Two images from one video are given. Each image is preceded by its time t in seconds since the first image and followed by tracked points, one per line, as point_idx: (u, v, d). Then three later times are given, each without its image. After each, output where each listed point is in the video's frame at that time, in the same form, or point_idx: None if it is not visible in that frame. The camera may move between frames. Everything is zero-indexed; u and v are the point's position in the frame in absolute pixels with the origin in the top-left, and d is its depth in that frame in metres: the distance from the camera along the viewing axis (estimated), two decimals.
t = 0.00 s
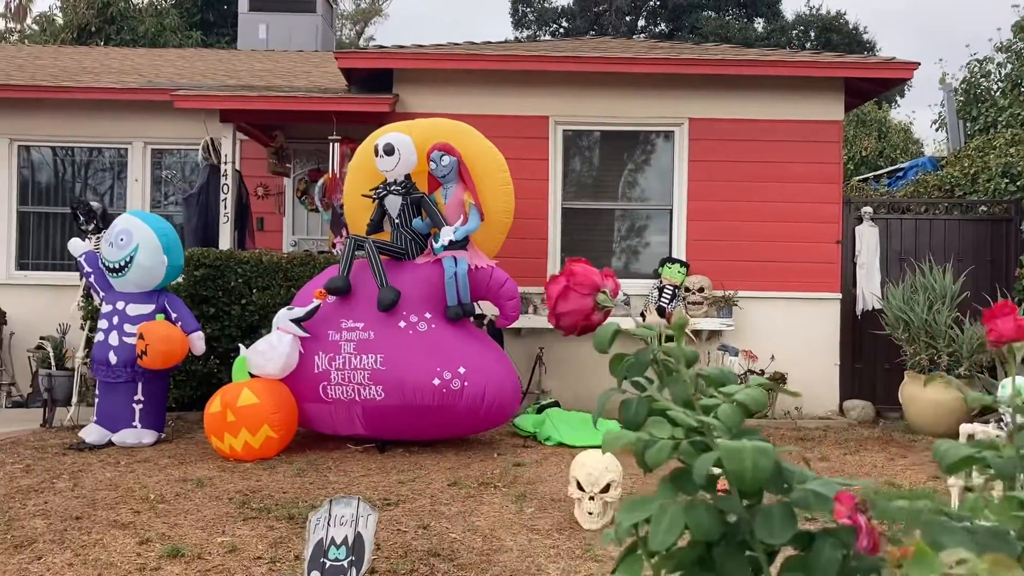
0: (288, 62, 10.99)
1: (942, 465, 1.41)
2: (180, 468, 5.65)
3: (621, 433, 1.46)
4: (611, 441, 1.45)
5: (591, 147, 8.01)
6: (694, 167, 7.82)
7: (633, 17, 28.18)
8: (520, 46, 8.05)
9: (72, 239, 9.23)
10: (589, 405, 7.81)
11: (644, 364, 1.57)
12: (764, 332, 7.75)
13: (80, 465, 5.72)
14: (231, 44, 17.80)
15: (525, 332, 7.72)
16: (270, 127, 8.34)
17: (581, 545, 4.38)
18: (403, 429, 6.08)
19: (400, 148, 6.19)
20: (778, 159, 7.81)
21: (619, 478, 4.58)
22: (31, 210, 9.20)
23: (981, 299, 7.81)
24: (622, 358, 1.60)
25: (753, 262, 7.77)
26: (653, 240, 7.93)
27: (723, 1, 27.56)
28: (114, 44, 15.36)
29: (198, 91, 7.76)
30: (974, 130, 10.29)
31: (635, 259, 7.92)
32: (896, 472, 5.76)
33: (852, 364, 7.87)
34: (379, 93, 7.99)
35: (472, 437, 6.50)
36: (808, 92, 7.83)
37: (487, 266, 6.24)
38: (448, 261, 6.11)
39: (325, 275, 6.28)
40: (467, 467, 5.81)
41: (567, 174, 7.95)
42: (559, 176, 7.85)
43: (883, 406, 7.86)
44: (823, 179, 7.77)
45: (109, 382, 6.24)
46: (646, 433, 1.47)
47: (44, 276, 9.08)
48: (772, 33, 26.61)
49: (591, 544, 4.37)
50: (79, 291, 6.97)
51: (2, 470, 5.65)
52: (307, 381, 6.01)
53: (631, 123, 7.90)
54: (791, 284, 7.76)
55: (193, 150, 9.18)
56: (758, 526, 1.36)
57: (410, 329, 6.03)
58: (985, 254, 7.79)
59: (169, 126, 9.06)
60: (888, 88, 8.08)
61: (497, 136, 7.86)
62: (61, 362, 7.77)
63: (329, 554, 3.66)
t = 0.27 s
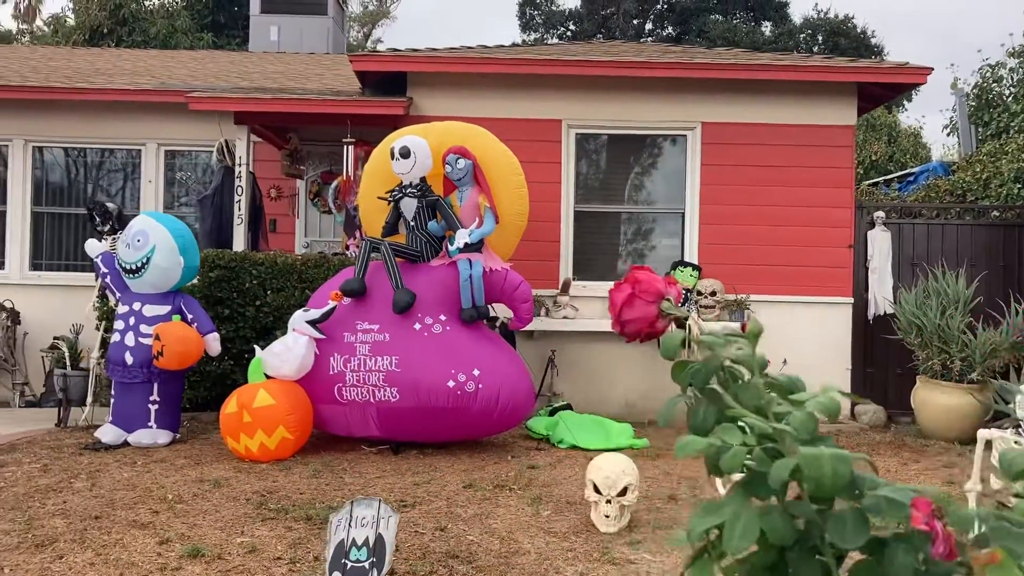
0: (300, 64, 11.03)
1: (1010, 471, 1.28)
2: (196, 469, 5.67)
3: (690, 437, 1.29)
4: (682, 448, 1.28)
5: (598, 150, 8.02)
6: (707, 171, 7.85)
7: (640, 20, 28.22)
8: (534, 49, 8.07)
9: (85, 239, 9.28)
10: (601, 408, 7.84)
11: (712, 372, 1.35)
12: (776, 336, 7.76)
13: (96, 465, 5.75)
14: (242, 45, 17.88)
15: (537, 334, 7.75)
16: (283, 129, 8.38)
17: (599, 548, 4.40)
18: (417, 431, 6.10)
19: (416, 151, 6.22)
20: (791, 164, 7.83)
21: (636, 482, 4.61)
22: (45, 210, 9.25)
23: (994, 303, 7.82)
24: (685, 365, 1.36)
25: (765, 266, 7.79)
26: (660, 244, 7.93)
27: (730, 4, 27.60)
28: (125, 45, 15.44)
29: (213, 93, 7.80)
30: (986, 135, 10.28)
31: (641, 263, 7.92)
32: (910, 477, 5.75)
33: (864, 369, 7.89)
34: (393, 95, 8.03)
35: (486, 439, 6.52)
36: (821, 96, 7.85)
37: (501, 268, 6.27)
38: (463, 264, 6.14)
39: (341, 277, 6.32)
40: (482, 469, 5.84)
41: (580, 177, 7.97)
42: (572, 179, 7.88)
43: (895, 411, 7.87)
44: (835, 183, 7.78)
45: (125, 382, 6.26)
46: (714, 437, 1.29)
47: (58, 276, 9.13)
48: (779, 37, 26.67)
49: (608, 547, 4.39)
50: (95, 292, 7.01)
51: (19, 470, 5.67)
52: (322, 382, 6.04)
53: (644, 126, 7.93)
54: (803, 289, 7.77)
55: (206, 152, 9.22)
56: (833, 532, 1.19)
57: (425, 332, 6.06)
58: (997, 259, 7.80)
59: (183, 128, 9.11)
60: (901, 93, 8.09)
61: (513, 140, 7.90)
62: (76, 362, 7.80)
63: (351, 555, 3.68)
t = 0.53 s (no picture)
0: (315, 66, 11.09)
1: None
2: (219, 467, 5.73)
3: (794, 434, 1.59)
4: (788, 443, 1.57)
5: (610, 153, 8.07)
6: (723, 174, 7.89)
7: (648, 22, 28.24)
8: (552, 52, 8.12)
9: (102, 239, 9.35)
10: (616, 409, 7.88)
11: (804, 373, 1.69)
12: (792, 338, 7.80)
13: (120, 463, 5.81)
14: (254, 46, 17.96)
15: (553, 335, 7.78)
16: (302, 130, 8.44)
17: (623, 547, 4.43)
18: (437, 431, 6.15)
19: (437, 153, 6.27)
20: (807, 167, 7.87)
21: (659, 482, 4.63)
22: (63, 210, 9.32)
23: (1011, 308, 7.85)
24: (779, 366, 1.70)
25: (780, 269, 7.82)
26: (668, 247, 7.97)
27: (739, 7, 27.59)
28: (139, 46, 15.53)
29: (233, 94, 7.86)
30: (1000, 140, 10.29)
31: (648, 265, 7.99)
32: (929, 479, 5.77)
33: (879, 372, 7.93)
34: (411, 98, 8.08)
35: (504, 439, 6.57)
36: (838, 100, 7.88)
37: (521, 269, 6.30)
38: (484, 265, 6.19)
39: (362, 278, 6.39)
40: (502, 469, 5.88)
41: (597, 180, 8.02)
42: (588, 181, 7.93)
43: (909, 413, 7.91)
44: (851, 187, 7.82)
45: (147, 381, 6.32)
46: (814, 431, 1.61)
47: (75, 275, 9.19)
48: (787, 40, 26.68)
49: (632, 547, 4.42)
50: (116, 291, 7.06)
51: (45, 467, 5.73)
52: (344, 382, 6.11)
53: (660, 129, 7.97)
54: (819, 292, 7.80)
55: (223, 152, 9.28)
56: (933, 523, 1.52)
57: (445, 332, 6.11)
58: (1013, 263, 7.83)
59: (200, 128, 9.17)
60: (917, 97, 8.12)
61: (531, 142, 7.95)
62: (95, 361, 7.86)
63: (382, 552, 3.72)
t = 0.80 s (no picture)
0: (331, 67, 11.15)
1: None
2: (242, 465, 5.78)
3: (884, 433, 1.55)
4: (879, 443, 1.53)
5: (626, 155, 8.11)
6: (739, 176, 7.93)
7: (656, 24, 28.27)
8: (569, 54, 8.16)
9: (120, 238, 9.42)
10: (632, 410, 7.92)
11: (889, 372, 1.64)
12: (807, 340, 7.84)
13: (144, 460, 5.86)
14: (267, 46, 18.03)
15: (570, 337, 7.82)
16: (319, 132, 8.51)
17: (647, 546, 4.47)
18: (457, 430, 6.20)
19: (457, 155, 6.31)
20: (823, 170, 7.90)
21: (682, 482, 4.66)
22: (81, 210, 9.40)
23: None
24: (863, 368, 1.65)
25: (796, 271, 7.86)
26: (675, 249, 8.01)
27: (747, 9, 27.64)
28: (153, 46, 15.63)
29: (253, 95, 7.92)
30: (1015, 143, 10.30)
31: (653, 267, 8.04)
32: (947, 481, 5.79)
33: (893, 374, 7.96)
34: (429, 99, 8.13)
35: (522, 439, 6.61)
36: (854, 104, 7.91)
37: (540, 271, 6.34)
38: (502, 266, 6.21)
39: (384, 278, 6.45)
40: (521, 469, 5.92)
41: (613, 182, 8.06)
42: (605, 183, 7.97)
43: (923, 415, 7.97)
44: (867, 190, 7.85)
45: (169, 379, 6.38)
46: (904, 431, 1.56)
47: (93, 274, 9.26)
48: (796, 43, 26.70)
49: (657, 546, 4.46)
50: (137, 291, 7.12)
51: (70, 463, 5.79)
52: (365, 381, 6.17)
53: (677, 132, 8.01)
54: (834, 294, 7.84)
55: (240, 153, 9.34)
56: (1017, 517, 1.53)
57: (465, 333, 6.15)
58: None
59: (217, 129, 9.23)
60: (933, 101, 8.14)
61: (548, 143, 8.00)
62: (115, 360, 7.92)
63: (412, 550, 3.76)
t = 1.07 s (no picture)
0: (342, 66, 11.19)
1: None
2: (262, 462, 5.82)
3: (956, 430, 1.61)
4: (954, 438, 1.59)
5: (639, 155, 8.14)
6: (753, 177, 7.96)
7: (663, 23, 28.26)
8: (583, 55, 8.19)
9: (134, 236, 9.46)
10: (645, 409, 7.95)
11: (957, 372, 1.76)
12: (820, 340, 7.86)
13: (164, 456, 5.90)
14: (277, 44, 18.06)
15: (584, 336, 7.85)
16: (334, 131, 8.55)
17: (667, 545, 4.50)
18: (473, 428, 6.23)
19: (475, 155, 6.35)
20: (836, 171, 7.92)
21: (701, 481, 4.69)
22: (96, 207, 9.44)
23: None
24: (931, 366, 1.78)
25: (809, 272, 7.88)
26: (682, 250, 8.05)
27: (754, 9, 27.63)
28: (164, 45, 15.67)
29: (269, 94, 7.96)
30: None
31: (660, 267, 8.07)
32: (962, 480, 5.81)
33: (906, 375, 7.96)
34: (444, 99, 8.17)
35: (538, 437, 6.64)
36: (868, 105, 7.93)
37: (556, 270, 6.37)
38: (519, 265, 6.25)
39: (401, 277, 6.49)
40: (538, 467, 5.95)
41: (627, 182, 8.09)
42: (618, 183, 8.00)
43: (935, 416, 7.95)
44: (881, 191, 7.87)
45: (187, 376, 6.42)
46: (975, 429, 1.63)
47: (107, 271, 9.31)
48: (803, 42, 26.67)
49: (677, 545, 4.49)
50: (155, 288, 7.16)
51: (91, 459, 5.84)
52: (382, 379, 6.20)
53: (691, 132, 8.04)
54: (847, 294, 7.86)
55: (254, 151, 9.38)
56: None
57: (482, 331, 6.18)
58: None
59: (232, 127, 9.27)
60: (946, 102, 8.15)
61: (563, 143, 8.03)
62: (131, 357, 7.96)
63: (438, 546, 3.79)
